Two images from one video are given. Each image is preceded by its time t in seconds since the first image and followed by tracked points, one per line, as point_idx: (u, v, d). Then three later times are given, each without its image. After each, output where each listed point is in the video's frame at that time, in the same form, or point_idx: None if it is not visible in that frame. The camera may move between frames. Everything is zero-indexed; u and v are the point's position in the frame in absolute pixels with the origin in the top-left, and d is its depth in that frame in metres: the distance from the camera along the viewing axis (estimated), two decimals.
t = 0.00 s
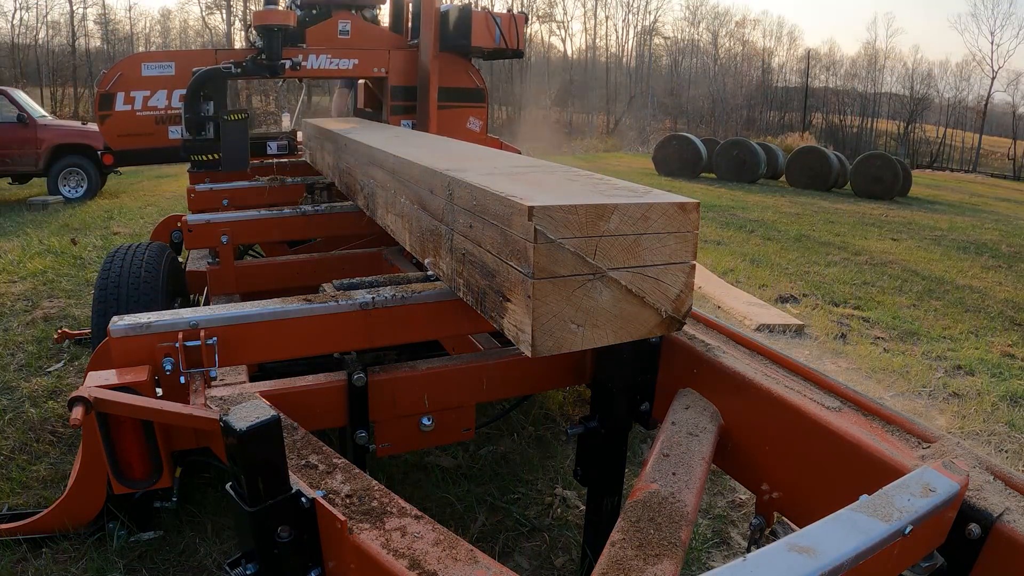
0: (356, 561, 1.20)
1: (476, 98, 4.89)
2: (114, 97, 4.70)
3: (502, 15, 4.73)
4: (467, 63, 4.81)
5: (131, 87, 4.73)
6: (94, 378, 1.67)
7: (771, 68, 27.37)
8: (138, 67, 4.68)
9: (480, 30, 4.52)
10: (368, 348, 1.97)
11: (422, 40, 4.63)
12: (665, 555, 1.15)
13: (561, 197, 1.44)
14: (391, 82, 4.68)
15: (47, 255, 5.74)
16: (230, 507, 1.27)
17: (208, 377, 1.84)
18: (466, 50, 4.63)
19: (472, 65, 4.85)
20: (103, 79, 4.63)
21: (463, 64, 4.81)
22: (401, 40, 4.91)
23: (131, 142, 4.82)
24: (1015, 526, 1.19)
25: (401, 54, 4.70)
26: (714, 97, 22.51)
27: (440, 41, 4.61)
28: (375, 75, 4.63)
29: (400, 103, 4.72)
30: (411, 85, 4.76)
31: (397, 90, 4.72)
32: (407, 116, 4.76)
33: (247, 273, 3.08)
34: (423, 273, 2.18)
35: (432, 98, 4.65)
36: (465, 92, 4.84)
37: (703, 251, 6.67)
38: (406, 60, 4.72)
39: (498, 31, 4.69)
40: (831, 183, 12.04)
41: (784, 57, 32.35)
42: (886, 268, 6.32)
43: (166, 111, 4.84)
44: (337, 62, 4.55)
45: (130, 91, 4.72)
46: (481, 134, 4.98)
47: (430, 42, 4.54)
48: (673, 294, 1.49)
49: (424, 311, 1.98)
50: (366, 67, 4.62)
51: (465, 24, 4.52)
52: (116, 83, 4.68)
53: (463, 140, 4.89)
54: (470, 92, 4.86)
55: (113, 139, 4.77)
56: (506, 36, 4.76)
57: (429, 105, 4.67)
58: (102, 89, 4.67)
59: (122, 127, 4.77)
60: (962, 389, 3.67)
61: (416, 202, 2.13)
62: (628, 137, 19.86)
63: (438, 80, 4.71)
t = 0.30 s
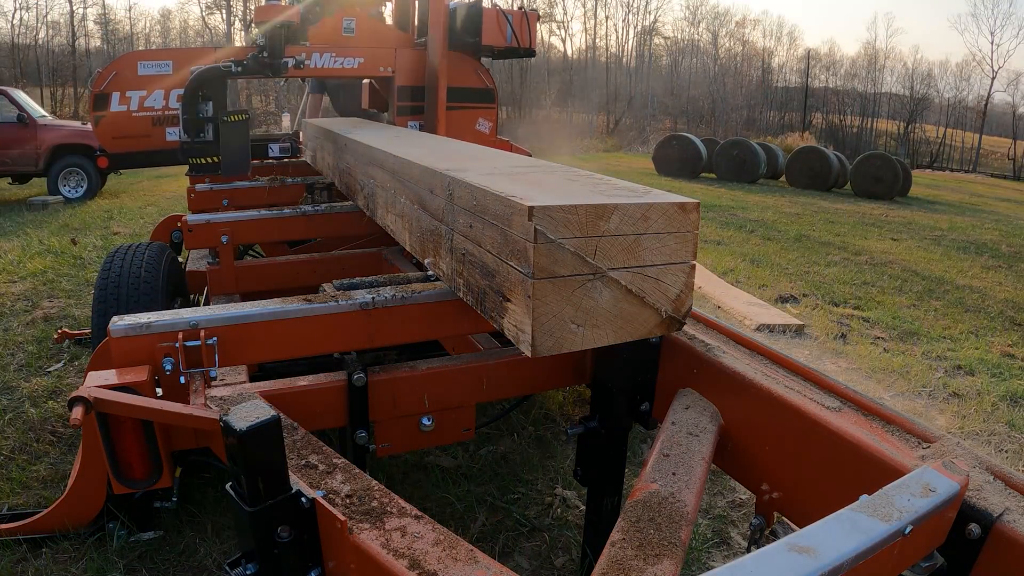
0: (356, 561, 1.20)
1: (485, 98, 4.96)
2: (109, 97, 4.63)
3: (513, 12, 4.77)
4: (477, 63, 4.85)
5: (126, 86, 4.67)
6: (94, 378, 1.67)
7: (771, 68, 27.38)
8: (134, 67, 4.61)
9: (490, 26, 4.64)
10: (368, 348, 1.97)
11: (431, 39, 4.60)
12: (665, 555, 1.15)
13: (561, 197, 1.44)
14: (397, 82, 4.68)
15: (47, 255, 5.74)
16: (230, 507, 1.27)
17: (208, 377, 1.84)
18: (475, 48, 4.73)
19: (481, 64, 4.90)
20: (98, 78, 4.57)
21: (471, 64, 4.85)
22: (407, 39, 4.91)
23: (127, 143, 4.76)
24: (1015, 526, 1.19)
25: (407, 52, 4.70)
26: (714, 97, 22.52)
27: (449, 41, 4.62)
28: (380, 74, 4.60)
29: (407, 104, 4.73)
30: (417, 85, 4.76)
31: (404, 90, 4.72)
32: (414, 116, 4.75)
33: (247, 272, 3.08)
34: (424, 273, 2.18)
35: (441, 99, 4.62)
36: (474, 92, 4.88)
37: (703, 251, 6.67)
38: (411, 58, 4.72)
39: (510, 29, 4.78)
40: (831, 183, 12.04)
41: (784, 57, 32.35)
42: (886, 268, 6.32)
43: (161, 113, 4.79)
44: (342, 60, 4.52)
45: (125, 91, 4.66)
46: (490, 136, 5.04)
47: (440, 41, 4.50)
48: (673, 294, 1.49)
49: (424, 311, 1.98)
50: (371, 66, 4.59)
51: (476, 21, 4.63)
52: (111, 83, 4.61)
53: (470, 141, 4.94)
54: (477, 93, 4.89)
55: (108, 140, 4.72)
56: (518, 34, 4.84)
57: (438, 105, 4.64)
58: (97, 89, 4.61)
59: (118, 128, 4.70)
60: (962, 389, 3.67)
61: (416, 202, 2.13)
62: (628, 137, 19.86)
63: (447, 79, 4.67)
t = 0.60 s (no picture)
0: (356, 561, 1.20)
1: (494, 98, 4.93)
2: (104, 96, 4.48)
3: (525, 10, 4.73)
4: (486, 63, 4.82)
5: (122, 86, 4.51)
6: (94, 378, 1.67)
7: (771, 68, 27.39)
8: (129, 65, 4.46)
9: (500, 23, 4.55)
10: (368, 347, 1.97)
11: (439, 39, 4.59)
12: (665, 555, 1.15)
13: (562, 197, 1.44)
14: (404, 82, 4.65)
15: (47, 255, 5.74)
16: (230, 507, 1.27)
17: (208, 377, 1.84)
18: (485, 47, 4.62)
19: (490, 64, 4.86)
20: (93, 77, 4.42)
21: (480, 63, 4.80)
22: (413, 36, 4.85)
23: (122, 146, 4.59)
24: (1015, 526, 1.19)
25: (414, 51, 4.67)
26: (714, 97, 22.53)
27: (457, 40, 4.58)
28: (386, 72, 4.57)
29: (414, 105, 4.71)
30: (425, 85, 4.73)
31: (410, 90, 4.70)
32: (421, 116, 4.73)
33: (247, 272, 3.08)
34: (424, 273, 2.18)
35: (449, 100, 4.62)
36: (482, 92, 4.84)
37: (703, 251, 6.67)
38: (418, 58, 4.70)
39: (521, 26, 4.70)
40: (831, 183, 12.04)
41: (784, 57, 32.34)
42: (886, 268, 6.32)
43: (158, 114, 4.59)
44: (345, 60, 4.46)
45: (121, 91, 4.50)
46: (499, 138, 5.02)
47: (449, 42, 4.50)
48: (673, 294, 1.49)
49: (424, 312, 1.98)
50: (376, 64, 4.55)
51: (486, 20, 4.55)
52: (106, 82, 4.46)
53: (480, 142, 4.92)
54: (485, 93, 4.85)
55: (103, 143, 4.55)
56: (529, 32, 4.76)
57: (446, 106, 4.64)
58: (92, 88, 4.45)
59: (112, 130, 4.53)
60: (962, 390, 3.67)
61: (416, 202, 2.13)
62: (628, 137, 19.88)
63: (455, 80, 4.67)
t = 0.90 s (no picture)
0: (356, 561, 1.20)
1: (503, 99, 4.90)
2: (100, 96, 4.44)
3: (537, 7, 4.67)
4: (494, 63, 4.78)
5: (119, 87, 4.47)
6: (94, 378, 1.67)
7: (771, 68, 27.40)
8: (126, 64, 4.42)
9: (511, 21, 4.50)
10: (368, 347, 1.97)
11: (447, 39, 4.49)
12: (665, 555, 1.15)
13: (562, 197, 1.44)
14: (410, 81, 4.55)
15: (47, 255, 5.74)
16: (230, 507, 1.27)
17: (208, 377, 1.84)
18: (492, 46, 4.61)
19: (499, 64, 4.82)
20: (88, 76, 4.38)
21: (489, 63, 4.77)
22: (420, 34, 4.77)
23: (119, 147, 4.54)
24: (1015, 526, 1.19)
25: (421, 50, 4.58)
26: (714, 97, 22.54)
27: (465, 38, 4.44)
28: (392, 72, 4.50)
29: (420, 105, 4.61)
30: (432, 85, 4.64)
31: (417, 90, 4.60)
32: (427, 118, 4.64)
33: (247, 272, 3.08)
34: (424, 273, 2.18)
35: (457, 101, 4.52)
36: (491, 92, 4.82)
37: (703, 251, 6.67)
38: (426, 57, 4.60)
39: (533, 25, 4.64)
40: (831, 183, 12.04)
41: (784, 57, 32.36)
42: (886, 268, 6.32)
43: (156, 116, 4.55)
44: (349, 59, 4.39)
45: (118, 91, 4.46)
46: (508, 140, 5.01)
47: (457, 42, 4.39)
48: (673, 294, 1.49)
49: (424, 312, 1.98)
50: (382, 64, 4.48)
51: (493, 18, 4.54)
52: (102, 81, 4.43)
53: (489, 144, 4.91)
54: (494, 94, 4.84)
55: (98, 144, 4.50)
56: (541, 30, 4.70)
57: (454, 108, 4.54)
58: (87, 87, 4.42)
59: (108, 130, 4.49)
60: (962, 390, 3.67)
61: (416, 202, 2.13)
62: (628, 137, 19.87)
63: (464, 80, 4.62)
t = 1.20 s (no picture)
0: (356, 561, 1.20)
1: (513, 99, 4.86)
2: (94, 97, 4.27)
3: (549, 5, 4.62)
4: (503, 62, 4.75)
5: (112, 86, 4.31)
6: (94, 378, 1.67)
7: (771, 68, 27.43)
8: (121, 63, 4.26)
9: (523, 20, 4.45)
10: (368, 347, 1.97)
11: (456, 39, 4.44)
12: (665, 555, 1.15)
13: (562, 197, 1.44)
14: (418, 81, 4.52)
15: (47, 255, 5.74)
16: (229, 507, 1.27)
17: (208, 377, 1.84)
18: (502, 45, 4.58)
19: (509, 63, 4.80)
20: (82, 76, 4.19)
21: (499, 63, 4.74)
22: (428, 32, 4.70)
23: (114, 150, 4.41)
24: (1015, 526, 1.19)
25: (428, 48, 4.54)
26: (714, 98, 22.56)
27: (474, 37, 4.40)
28: (398, 71, 4.45)
29: (428, 106, 4.59)
30: (439, 85, 4.60)
31: (424, 90, 4.57)
32: (435, 120, 4.62)
33: (247, 272, 3.08)
34: (424, 273, 2.18)
35: (466, 102, 4.49)
36: (501, 93, 4.77)
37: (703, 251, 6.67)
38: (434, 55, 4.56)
39: (545, 22, 4.60)
40: (831, 183, 12.04)
41: (784, 57, 32.35)
42: (886, 268, 6.32)
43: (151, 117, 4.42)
44: (354, 57, 4.30)
45: (112, 91, 4.30)
46: (518, 142, 4.95)
47: (466, 42, 4.35)
48: (673, 294, 1.49)
49: (424, 312, 1.98)
50: (388, 64, 4.43)
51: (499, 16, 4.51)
52: (96, 81, 4.24)
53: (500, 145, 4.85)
54: (506, 94, 4.79)
55: (93, 147, 4.36)
56: (554, 28, 4.65)
57: (463, 109, 4.51)
58: (80, 87, 4.22)
59: (104, 132, 4.35)
60: (962, 389, 3.67)
61: (416, 202, 2.13)
62: (628, 137, 19.86)
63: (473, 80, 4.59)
